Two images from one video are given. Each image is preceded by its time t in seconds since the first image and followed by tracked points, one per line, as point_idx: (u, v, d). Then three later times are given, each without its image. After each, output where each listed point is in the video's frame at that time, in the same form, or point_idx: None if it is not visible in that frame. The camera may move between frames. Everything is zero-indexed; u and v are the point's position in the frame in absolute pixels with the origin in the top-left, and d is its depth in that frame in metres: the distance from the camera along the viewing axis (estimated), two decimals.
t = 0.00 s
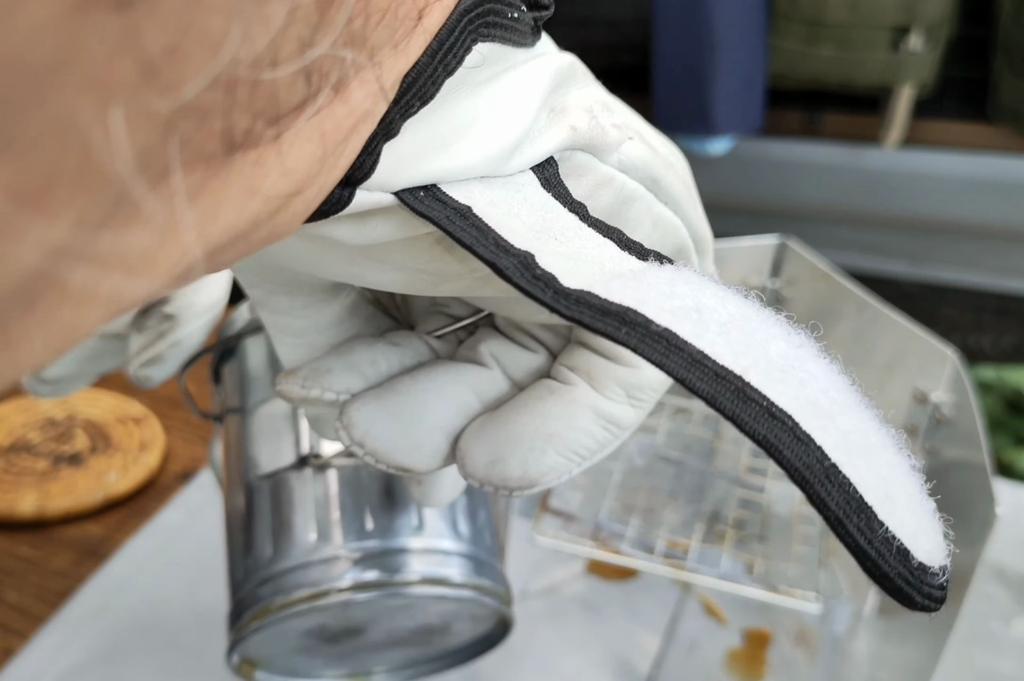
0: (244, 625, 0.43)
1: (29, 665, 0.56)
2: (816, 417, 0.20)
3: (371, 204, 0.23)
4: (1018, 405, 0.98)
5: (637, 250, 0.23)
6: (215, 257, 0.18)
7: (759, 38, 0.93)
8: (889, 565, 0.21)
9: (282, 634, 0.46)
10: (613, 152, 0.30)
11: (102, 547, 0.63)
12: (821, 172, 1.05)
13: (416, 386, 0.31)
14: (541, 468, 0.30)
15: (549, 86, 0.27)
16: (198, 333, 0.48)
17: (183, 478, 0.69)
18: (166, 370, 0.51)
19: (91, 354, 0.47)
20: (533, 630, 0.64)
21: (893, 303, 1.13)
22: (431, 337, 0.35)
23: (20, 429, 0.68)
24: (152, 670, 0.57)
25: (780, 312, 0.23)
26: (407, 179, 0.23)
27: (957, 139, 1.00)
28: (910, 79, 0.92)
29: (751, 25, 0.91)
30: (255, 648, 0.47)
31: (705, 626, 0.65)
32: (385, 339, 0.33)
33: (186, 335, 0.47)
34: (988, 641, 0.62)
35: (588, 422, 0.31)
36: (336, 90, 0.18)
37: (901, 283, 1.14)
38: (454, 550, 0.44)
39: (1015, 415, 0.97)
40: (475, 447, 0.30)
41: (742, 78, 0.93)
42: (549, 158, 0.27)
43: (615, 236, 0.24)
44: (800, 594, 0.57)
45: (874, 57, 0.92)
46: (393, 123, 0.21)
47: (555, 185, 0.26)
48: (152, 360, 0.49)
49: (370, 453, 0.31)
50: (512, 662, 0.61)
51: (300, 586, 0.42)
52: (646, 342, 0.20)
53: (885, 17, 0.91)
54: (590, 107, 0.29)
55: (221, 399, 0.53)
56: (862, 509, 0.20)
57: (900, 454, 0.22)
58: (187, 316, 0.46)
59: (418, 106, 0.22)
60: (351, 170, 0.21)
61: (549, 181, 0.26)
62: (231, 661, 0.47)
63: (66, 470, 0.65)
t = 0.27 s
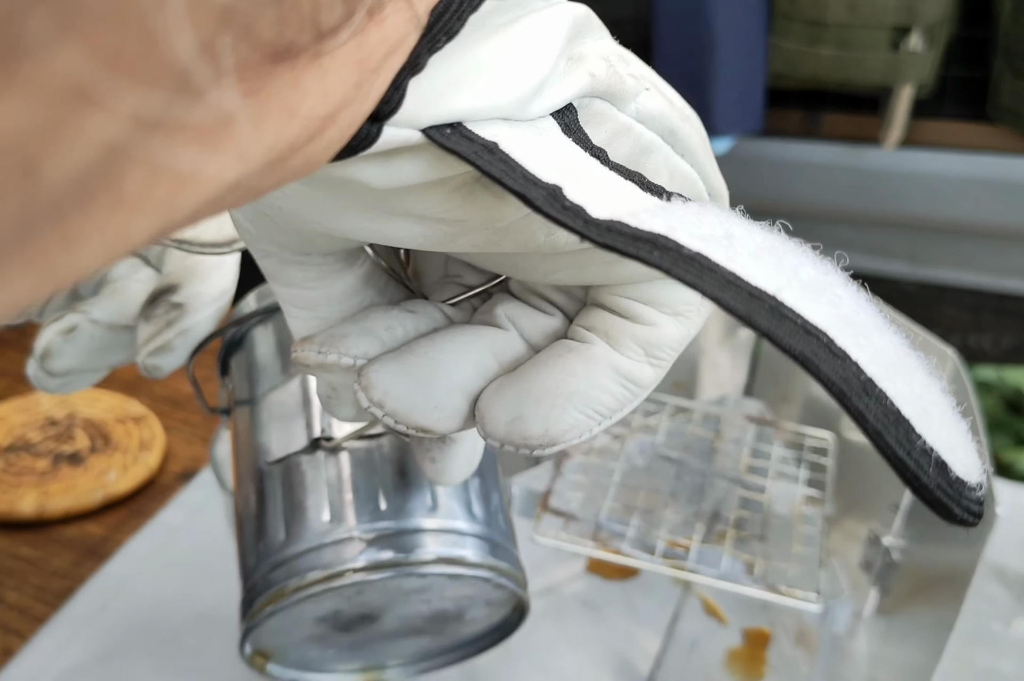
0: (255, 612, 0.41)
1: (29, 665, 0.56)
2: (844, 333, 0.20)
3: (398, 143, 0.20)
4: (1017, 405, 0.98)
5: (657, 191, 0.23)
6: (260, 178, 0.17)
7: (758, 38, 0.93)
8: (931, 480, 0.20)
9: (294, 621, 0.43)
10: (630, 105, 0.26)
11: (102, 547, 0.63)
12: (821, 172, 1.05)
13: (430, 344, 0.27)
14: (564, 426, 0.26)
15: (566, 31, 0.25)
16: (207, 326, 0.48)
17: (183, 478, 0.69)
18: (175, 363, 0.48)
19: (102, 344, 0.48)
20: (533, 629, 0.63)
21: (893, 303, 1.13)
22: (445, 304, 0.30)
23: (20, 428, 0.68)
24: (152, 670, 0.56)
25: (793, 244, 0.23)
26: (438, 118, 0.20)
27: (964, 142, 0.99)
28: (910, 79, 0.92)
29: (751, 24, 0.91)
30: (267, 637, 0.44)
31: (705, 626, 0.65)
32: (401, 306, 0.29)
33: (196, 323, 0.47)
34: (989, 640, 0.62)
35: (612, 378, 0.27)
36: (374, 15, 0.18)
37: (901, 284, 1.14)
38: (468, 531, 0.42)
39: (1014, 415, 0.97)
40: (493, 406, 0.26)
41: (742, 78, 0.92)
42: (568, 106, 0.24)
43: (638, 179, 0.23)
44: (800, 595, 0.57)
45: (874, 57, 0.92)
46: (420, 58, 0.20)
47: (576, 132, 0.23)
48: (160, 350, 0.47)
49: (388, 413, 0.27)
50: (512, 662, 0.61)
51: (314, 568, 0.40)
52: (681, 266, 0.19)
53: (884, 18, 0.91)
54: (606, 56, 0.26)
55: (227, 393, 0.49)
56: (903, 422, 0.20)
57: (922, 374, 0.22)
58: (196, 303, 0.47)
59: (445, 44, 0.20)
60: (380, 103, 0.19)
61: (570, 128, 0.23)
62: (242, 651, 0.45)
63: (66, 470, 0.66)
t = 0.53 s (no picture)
0: (265, 602, 0.40)
1: (29, 665, 0.55)
2: (860, 295, 0.19)
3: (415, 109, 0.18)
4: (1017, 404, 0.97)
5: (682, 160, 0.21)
6: (298, 131, 0.16)
7: (759, 38, 0.93)
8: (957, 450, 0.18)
9: (304, 612, 0.42)
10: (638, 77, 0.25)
11: (102, 547, 0.63)
12: (821, 172, 1.05)
13: (441, 317, 0.25)
14: (576, 400, 0.24)
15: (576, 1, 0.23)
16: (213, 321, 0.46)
17: (183, 478, 0.69)
18: (179, 357, 0.46)
19: (105, 339, 0.47)
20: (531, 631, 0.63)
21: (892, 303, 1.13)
22: (452, 286, 0.29)
23: (20, 428, 0.69)
24: (151, 671, 0.56)
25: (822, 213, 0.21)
26: (457, 82, 0.18)
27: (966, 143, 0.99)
28: (910, 80, 0.92)
29: (751, 24, 0.91)
30: (277, 628, 0.44)
31: (705, 625, 0.65)
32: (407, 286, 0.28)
33: (202, 317, 0.45)
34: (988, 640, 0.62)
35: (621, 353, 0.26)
36: None
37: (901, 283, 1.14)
38: (474, 518, 0.40)
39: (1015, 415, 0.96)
40: (504, 378, 0.24)
41: (742, 77, 0.92)
42: (577, 77, 0.22)
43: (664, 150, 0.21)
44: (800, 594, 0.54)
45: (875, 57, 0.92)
46: (436, 24, 0.18)
47: (588, 102, 0.21)
48: (165, 344, 0.45)
49: (400, 390, 0.25)
50: (512, 662, 0.61)
51: (322, 557, 0.39)
52: (694, 226, 0.18)
53: (885, 17, 0.91)
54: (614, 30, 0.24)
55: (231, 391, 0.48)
56: (914, 382, 0.18)
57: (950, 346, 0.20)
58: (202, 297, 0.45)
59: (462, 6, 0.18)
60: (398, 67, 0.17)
61: (581, 98, 0.21)
62: (252, 644, 0.44)
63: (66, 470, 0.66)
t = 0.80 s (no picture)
0: (270, 598, 0.36)
1: (29, 666, 0.55)
2: (883, 260, 0.17)
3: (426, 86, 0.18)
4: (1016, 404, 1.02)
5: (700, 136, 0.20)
6: (321, 100, 0.15)
7: (760, 38, 0.93)
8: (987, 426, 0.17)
9: (308, 607, 0.38)
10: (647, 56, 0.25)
11: (102, 547, 0.63)
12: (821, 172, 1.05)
13: (450, 301, 0.25)
14: (588, 382, 0.24)
15: None
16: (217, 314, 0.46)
17: (184, 478, 0.69)
18: (182, 350, 0.45)
19: (106, 334, 0.46)
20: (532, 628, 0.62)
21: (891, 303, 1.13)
22: (461, 272, 0.28)
23: (20, 428, 0.69)
24: (150, 671, 0.56)
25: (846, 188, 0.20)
26: (469, 57, 0.18)
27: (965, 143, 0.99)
28: (910, 79, 0.91)
29: (751, 24, 0.91)
30: (282, 624, 0.40)
31: (705, 625, 0.65)
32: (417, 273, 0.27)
33: (206, 309, 0.44)
34: (988, 640, 0.62)
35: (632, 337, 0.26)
36: None
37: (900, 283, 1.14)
38: (484, 508, 0.37)
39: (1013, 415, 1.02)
40: (514, 362, 0.24)
41: (742, 77, 0.92)
42: (584, 57, 0.21)
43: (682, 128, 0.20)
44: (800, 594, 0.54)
45: (875, 57, 0.92)
46: None
47: (597, 80, 0.20)
48: (168, 335, 0.43)
49: (409, 374, 0.24)
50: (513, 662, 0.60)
51: (330, 550, 0.35)
52: (713, 194, 0.17)
53: (885, 17, 0.91)
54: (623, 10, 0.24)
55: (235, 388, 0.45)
56: (936, 348, 0.17)
57: (979, 323, 0.19)
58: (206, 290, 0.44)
59: None
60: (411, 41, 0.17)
61: (590, 76, 0.20)
62: (257, 642, 0.40)
63: (66, 470, 0.66)
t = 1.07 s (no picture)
0: (267, 589, 0.35)
1: (28, 666, 0.55)
2: (879, 219, 0.17)
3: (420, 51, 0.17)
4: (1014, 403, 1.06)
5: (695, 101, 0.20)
6: (311, 62, 0.15)
7: (760, 38, 0.93)
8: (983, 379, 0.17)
9: (306, 599, 0.37)
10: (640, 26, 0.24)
11: (102, 547, 0.63)
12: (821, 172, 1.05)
13: (447, 279, 0.25)
14: (584, 357, 0.24)
15: None
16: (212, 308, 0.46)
17: (183, 478, 0.69)
18: (178, 344, 0.45)
19: (103, 330, 0.45)
20: (533, 628, 0.62)
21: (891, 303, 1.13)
22: (456, 253, 0.28)
23: (20, 428, 0.69)
24: (150, 671, 0.56)
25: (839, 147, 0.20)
26: (463, 22, 0.18)
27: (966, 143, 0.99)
28: (909, 79, 0.91)
29: (752, 24, 0.91)
30: (280, 616, 0.38)
31: (705, 626, 0.65)
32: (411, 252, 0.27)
33: (203, 302, 0.44)
34: (988, 640, 0.62)
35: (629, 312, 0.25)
36: None
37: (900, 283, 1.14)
38: (483, 496, 0.36)
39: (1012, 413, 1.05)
40: (510, 338, 0.24)
41: (742, 77, 0.93)
42: (579, 24, 0.21)
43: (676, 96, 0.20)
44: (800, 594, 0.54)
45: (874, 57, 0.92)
46: None
47: (593, 48, 0.20)
48: (164, 328, 0.43)
49: (405, 350, 0.24)
50: (512, 661, 0.59)
51: (327, 539, 0.34)
52: (708, 156, 0.17)
53: (885, 17, 0.91)
54: None
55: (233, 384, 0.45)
56: (936, 306, 0.16)
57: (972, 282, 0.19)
58: (203, 283, 0.45)
59: None
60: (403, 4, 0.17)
61: (586, 44, 0.20)
62: (256, 636, 0.39)
63: (66, 470, 0.66)
